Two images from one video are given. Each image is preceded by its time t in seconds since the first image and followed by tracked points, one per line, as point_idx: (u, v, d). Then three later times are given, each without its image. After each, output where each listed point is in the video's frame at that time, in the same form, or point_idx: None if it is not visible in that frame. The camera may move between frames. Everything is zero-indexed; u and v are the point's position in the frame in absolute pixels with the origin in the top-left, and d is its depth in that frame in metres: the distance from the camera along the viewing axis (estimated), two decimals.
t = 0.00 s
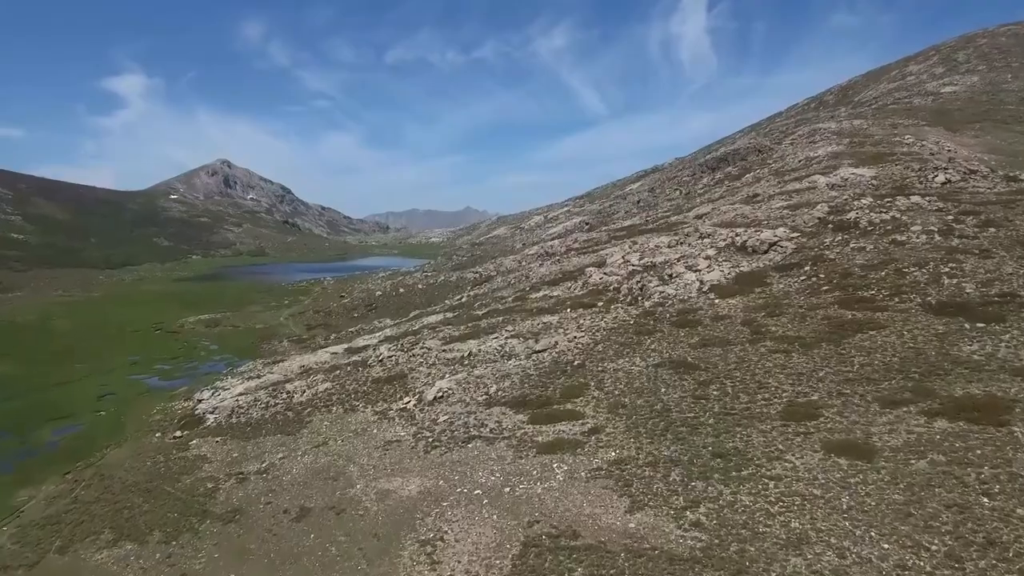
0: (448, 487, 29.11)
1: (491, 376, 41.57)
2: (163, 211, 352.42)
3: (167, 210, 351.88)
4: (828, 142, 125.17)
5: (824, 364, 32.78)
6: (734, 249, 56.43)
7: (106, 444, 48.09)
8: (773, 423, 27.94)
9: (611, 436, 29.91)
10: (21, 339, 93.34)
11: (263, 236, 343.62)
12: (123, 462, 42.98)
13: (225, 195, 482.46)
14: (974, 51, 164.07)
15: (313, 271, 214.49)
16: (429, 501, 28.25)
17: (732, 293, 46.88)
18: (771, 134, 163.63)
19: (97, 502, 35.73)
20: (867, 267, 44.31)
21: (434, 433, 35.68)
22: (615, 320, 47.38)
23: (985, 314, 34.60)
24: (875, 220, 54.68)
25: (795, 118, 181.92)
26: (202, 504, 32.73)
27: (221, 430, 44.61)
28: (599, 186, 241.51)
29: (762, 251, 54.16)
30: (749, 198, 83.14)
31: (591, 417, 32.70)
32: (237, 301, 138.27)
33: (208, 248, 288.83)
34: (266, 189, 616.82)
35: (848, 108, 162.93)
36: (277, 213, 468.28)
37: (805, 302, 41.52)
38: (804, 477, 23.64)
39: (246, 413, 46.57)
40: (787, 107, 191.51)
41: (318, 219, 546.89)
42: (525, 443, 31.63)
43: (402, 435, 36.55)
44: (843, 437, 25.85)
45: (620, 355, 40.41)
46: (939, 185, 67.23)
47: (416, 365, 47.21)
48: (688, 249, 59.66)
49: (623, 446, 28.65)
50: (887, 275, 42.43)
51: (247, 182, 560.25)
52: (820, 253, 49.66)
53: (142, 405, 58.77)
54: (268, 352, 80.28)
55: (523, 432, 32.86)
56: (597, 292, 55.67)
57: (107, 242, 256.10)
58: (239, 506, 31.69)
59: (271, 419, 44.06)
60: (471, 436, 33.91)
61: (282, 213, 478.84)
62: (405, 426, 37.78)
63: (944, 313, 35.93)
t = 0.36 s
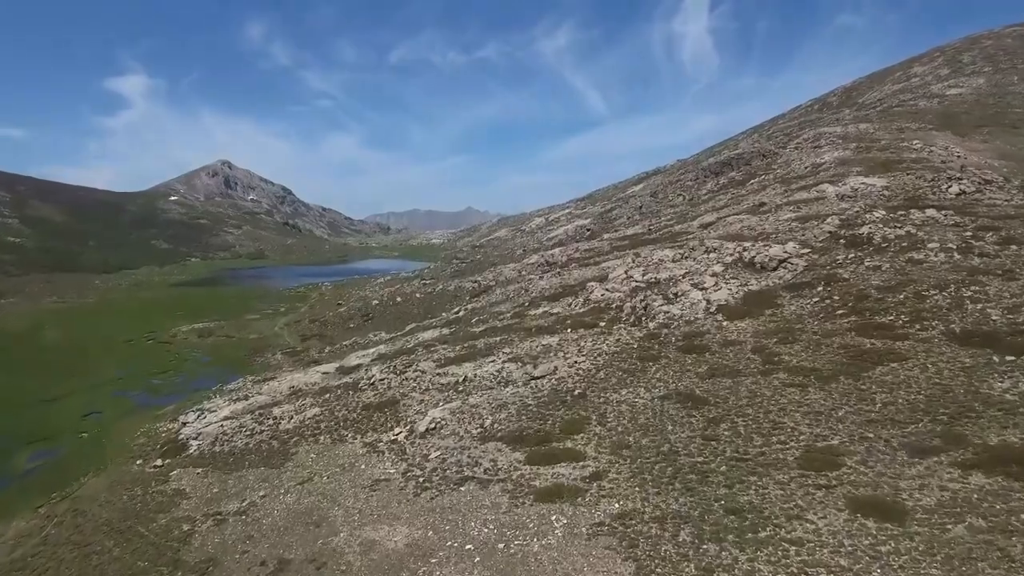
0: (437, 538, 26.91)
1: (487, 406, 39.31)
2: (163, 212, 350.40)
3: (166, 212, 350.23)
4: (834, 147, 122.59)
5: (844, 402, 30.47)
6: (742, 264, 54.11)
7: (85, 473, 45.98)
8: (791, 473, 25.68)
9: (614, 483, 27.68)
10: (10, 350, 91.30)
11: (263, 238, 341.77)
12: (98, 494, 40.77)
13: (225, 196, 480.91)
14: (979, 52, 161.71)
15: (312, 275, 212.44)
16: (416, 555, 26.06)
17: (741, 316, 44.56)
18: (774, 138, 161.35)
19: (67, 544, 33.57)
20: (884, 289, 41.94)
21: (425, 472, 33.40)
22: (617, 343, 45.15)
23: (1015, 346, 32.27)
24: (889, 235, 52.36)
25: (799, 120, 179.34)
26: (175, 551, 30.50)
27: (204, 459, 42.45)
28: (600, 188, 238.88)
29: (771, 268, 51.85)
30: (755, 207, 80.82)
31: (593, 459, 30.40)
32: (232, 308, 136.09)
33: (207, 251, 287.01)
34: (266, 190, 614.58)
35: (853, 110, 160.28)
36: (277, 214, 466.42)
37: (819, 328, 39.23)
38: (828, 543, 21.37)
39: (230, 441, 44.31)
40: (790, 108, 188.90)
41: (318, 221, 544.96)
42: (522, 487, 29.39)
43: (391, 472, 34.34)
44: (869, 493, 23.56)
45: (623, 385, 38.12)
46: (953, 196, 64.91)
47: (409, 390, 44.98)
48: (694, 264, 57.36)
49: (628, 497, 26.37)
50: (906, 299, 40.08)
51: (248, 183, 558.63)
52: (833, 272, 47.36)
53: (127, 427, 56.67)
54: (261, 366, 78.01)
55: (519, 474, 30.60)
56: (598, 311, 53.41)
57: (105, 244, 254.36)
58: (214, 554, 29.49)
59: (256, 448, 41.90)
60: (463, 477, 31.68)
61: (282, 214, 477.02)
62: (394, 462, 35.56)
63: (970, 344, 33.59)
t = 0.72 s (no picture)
0: None
1: (482, 440, 36.95)
2: (162, 215, 348.56)
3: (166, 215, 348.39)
4: (840, 152, 120.10)
5: (866, 447, 28.12)
6: (751, 282, 51.71)
7: (61, 504, 43.79)
8: (813, 534, 23.33)
9: (618, 540, 25.34)
10: None
11: (262, 241, 339.80)
12: (72, 531, 38.55)
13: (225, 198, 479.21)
14: (985, 54, 159.12)
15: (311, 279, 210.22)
16: None
17: (751, 341, 42.17)
18: (778, 141, 158.88)
19: None
20: (904, 314, 39.59)
21: (415, 517, 31.10)
22: (620, 369, 42.80)
23: None
24: (905, 253, 49.95)
25: (802, 123, 176.79)
26: None
27: (183, 493, 40.17)
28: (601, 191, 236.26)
29: (782, 287, 49.44)
30: (762, 217, 78.38)
31: (594, 508, 28.09)
32: (227, 315, 133.89)
33: (206, 254, 285.10)
34: (267, 191, 612.44)
35: (858, 113, 157.76)
36: (277, 216, 464.44)
37: (835, 357, 36.84)
38: None
39: (212, 472, 42.01)
40: (793, 110, 186.35)
41: (318, 222, 542.99)
42: (517, 541, 27.06)
43: (378, 516, 32.01)
44: (901, 562, 21.20)
45: (627, 419, 35.74)
46: (968, 208, 62.49)
47: (400, 419, 42.63)
48: (700, 280, 54.95)
49: (633, 559, 24.09)
50: (927, 326, 37.73)
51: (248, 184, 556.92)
52: (847, 293, 44.96)
53: (110, 450, 54.45)
54: (253, 381, 75.61)
55: (515, 524, 28.29)
56: (600, 331, 51.03)
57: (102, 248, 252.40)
58: None
59: (238, 482, 39.60)
60: (455, 526, 29.35)
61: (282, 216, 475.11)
62: (382, 504, 33.21)
63: (1001, 379, 31.19)
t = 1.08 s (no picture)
0: None
1: (475, 476, 34.61)
2: (161, 216, 346.86)
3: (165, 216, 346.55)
4: (846, 156, 117.69)
5: (892, 496, 25.78)
6: (760, 300, 49.35)
7: (33, 537, 41.51)
8: None
9: None
10: None
11: (262, 243, 337.86)
12: (41, 570, 36.31)
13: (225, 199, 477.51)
14: (991, 54, 156.45)
15: (309, 283, 207.94)
16: None
17: (762, 367, 39.84)
18: (782, 144, 156.37)
19: None
20: (924, 341, 37.23)
21: (401, 566, 28.81)
22: (623, 396, 40.45)
23: None
24: (922, 270, 47.55)
25: (806, 125, 174.37)
26: None
27: (160, 529, 37.91)
28: (602, 193, 233.75)
29: (793, 306, 47.09)
30: (769, 227, 75.97)
31: (595, 562, 25.81)
32: (223, 322, 131.63)
33: (205, 256, 283.20)
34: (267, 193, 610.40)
35: (862, 114, 155.33)
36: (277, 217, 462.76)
37: (854, 389, 34.43)
38: None
39: (191, 505, 39.75)
40: (796, 111, 183.89)
41: (319, 223, 541.04)
42: None
43: (363, 563, 29.74)
44: None
45: (630, 455, 33.43)
46: (985, 220, 60.07)
47: (390, 449, 40.32)
48: (706, 297, 52.62)
49: None
50: (951, 354, 35.37)
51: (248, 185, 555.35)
52: (863, 315, 42.59)
53: (90, 474, 52.15)
54: (244, 396, 73.33)
55: None
56: (601, 352, 48.73)
57: (100, 251, 250.63)
58: None
59: (218, 518, 37.35)
60: None
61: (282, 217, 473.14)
62: (367, 548, 30.94)
63: None
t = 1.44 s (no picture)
0: None
1: (468, 521, 32.31)
2: (160, 219, 345.13)
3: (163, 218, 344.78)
4: (851, 162, 115.34)
5: (922, 560, 23.42)
6: (770, 322, 47.04)
7: None
8: None
9: None
10: None
11: (261, 245, 336.06)
12: None
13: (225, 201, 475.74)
14: (997, 55, 153.86)
15: (307, 287, 205.61)
16: None
17: (773, 400, 37.53)
18: (785, 148, 153.93)
19: None
20: (947, 374, 34.89)
21: None
22: (626, 430, 38.14)
23: None
24: (940, 292, 45.21)
25: (809, 128, 171.72)
26: None
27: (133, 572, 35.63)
28: (602, 196, 231.09)
29: (805, 330, 44.75)
30: (776, 239, 73.56)
31: None
32: (218, 330, 129.32)
33: (203, 259, 281.29)
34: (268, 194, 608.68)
35: (866, 117, 152.71)
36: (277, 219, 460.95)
37: (874, 428, 32.12)
38: None
39: (168, 545, 37.46)
40: (799, 113, 181.25)
41: (318, 224, 538.94)
42: None
43: None
44: None
45: (634, 501, 31.13)
46: (1002, 234, 57.65)
47: (379, 485, 38.01)
48: (713, 317, 50.28)
49: None
50: (977, 389, 33.03)
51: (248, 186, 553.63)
52: (879, 342, 40.25)
53: (68, 502, 49.80)
54: (234, 413, 70.90)
55: None
56: (603, 377, 46.42)
57: (97, 254, 248.86)
58: None
59: (195, 561, 35.04)
60: None
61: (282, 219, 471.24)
62: None
63: None
